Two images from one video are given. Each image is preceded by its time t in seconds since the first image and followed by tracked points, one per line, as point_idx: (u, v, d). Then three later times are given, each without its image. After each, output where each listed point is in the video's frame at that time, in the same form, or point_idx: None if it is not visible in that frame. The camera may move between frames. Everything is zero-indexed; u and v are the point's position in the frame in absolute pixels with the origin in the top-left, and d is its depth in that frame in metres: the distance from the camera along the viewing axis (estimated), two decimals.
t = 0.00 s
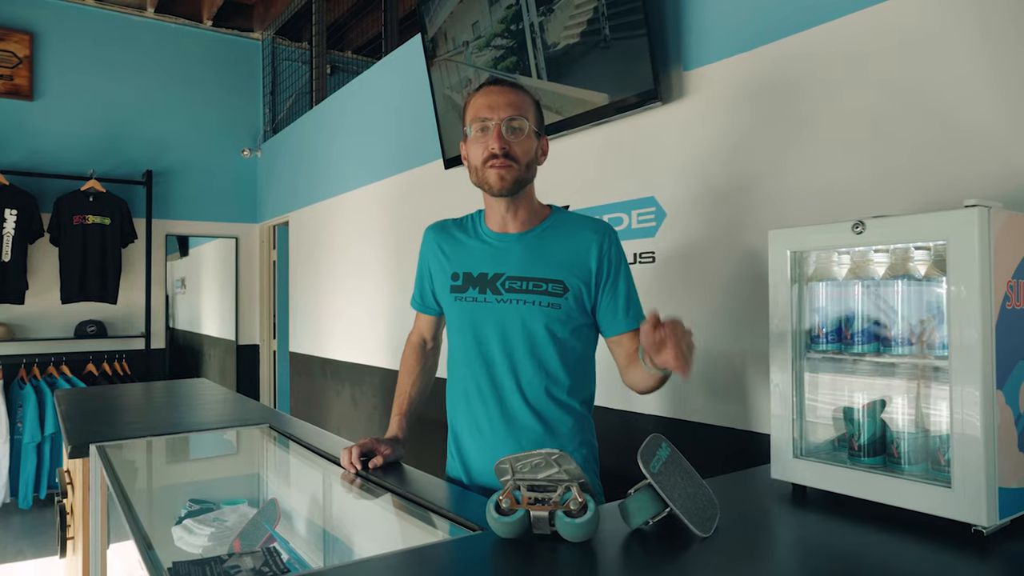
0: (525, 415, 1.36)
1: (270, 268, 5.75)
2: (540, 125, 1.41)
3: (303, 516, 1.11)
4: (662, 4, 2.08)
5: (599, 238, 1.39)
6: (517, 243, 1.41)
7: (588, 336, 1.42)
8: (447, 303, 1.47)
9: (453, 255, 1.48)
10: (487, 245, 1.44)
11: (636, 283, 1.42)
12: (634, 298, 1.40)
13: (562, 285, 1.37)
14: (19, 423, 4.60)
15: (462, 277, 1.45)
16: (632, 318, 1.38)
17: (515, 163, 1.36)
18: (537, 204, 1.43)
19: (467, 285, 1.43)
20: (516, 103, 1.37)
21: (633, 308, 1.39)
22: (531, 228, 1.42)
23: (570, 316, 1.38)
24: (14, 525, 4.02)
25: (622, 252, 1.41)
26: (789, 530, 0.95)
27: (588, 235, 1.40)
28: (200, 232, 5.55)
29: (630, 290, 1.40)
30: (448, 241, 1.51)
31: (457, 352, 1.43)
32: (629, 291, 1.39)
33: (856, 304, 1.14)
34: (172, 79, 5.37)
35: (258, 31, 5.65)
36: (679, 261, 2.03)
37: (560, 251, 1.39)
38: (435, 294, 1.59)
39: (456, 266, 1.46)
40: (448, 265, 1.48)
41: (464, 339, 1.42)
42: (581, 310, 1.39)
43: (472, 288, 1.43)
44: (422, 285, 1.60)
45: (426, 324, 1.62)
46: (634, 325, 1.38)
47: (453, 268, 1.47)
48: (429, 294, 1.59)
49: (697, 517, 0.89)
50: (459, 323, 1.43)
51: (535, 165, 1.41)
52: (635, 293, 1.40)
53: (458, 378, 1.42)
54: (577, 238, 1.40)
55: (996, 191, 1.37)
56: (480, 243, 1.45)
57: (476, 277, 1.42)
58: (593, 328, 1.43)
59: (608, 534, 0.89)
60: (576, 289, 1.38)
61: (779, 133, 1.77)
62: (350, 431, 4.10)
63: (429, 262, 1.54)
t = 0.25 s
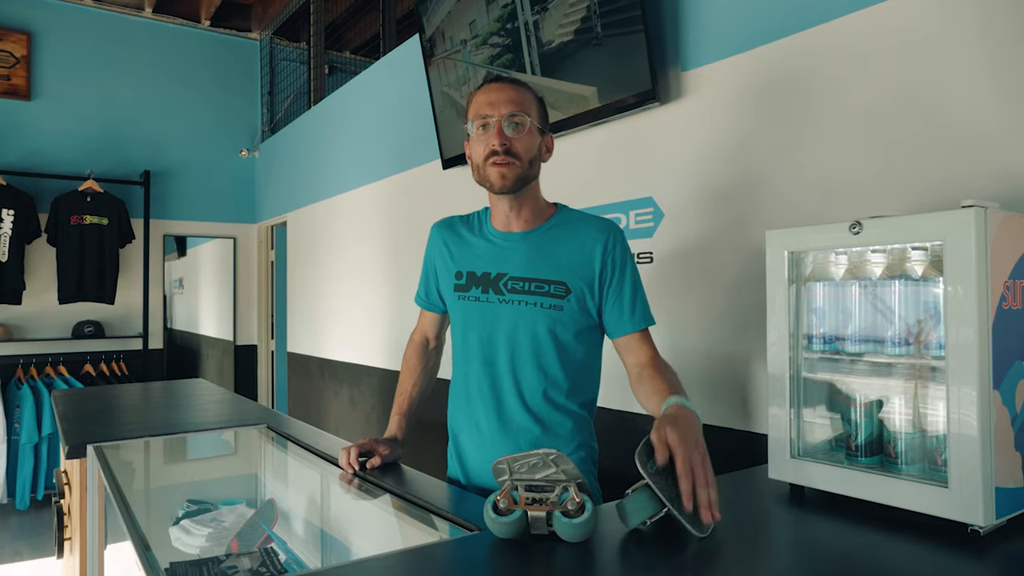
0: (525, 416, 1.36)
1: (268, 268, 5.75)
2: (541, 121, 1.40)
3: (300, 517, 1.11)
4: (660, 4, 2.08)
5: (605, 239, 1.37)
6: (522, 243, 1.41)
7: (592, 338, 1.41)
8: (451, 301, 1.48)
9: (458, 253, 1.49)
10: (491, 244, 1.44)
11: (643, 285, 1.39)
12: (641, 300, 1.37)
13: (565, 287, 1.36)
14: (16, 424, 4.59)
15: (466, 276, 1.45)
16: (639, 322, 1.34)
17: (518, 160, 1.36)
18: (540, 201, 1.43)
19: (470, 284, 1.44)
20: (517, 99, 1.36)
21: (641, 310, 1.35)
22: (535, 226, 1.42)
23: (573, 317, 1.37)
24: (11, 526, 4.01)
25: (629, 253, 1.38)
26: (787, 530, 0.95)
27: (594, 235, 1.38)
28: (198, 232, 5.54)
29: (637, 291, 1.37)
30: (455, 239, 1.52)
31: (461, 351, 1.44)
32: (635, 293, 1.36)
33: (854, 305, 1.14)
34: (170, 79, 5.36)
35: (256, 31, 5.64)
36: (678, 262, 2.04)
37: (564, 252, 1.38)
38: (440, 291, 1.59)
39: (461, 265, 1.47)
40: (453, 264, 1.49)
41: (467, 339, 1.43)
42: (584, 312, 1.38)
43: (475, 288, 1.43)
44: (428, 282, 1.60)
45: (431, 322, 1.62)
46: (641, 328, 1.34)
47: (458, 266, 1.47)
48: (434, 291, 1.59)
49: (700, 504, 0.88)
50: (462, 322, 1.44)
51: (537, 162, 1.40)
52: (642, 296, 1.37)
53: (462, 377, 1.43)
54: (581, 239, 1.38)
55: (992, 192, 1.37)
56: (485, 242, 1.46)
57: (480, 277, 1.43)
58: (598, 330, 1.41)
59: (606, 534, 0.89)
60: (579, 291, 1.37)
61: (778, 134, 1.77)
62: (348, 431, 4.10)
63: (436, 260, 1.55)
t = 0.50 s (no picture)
0: (528, 417, 1.36)
1: (267, 269, 5.75)
2: (541, 121, 1.40)
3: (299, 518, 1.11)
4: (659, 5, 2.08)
5: (607, 239, 1.38)
6: (524, 243, 1.41)
7: (594, 338, 1.41)
8: (452, 302, 1.48)
9: (459, 254, 1.49)
10: (493, 245, 1.44)
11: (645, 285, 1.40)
12: (643, 300, 1.37)
13: (568, 287, 1.36)
14: (14, 425, 4.58)
15: (467, 277, 1.45)
16: (640, 321, 1.35)
17: (517, 162, 1.36)
18: (541, 201, 1.43)
19: (472, 285, 1.43)
20: (516, 100, 1.36)
21: (642, 311, 1.36)
22: (537, 227, 1.42)
23: (576, 318, 1.37)
24: (10, 527, 4.01)
25: (630, 254, 1.39)
26: (786, 531, 0.95)
27: (596, 236, 1.38)
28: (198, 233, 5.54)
29: (638, 291, 1.38)
30: (455, 239, 1.51)
31: (461, 352, 1.44)
32: (637, 294, 1.37)
33: (852, 306, 1.14)
34: (169, 79, 5.36)
35: (255, 32, 5.64)
36: (677, 263, 2.04)
37: (567, 252, 1.38)
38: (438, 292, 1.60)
39: (462, 266, 1.47)
40: (454, 264, 1.48)
41: (469, 340, 1.42)
42: (587, 312, 1.38)
43: (477, 289, 1.43)
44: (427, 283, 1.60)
45: (430, 322, 1.62)
46: (642, 328, 1.36)
47: (459, 267, 1.47)
48: (433, 292, 1.59)
49: (689, 505, 0.89)
50: (463, 323, 1.44)
51: (537, 163, 1.40)
52: (644, 296, 1.38)
53: (463, 378, 1.42)
54: (584, 239, 1.38)
55: (991, 193, 1.37)
56: (486, 242, 1.45)
57: (481, 277, 1.42)
58: (600, 330, 1.42)
59: (605, 535, 0.89)
60: (582, 291, 1.37)
61: (777, 134, 1.77)
62: (347, 432, 4.10)
63: (435, 261, 1.55)
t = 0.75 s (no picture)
0: (528, 417, 1.36)
1: (266, 270, 5.75)
2: (541, 122, 1.40)
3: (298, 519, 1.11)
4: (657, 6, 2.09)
5: (606, 240, 1.39)
6: (523, 243, 1.41)
7: (592, 338, 1.42)
8: (448, 303, 1.47)
9: (455, 254, 1.48)
10: (491, 245, 1.44)
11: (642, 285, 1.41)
12: (642, 300, 1.38)
13: (568, 288, 1.37)
14: (12, 426, 4.58)
15: (464, 278, 1.44)
16: (639, 321, 1.36)
17: (515, 162, 1.36)
18: (539, 202, 1.44)
19: (470, 286, 1.43)
20: (516, 100, 1.36)
21: (641, 310, 1.37)
22: (536, 228, 1.42)
23: (576, 318, 1.37)
24: (8, 528, 4.00)
25: (627, 254, 1.40)
26: (785, 532, 0.95)
27: (594, 237, 1.39)
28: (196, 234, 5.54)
29: (636, 291, 1.39)
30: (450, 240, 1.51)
31: (459, 353, 1.43)
32: (636, 293, 1.38)
33: (851, 307, 1.14)
34: (167, 80, 5.36)
35: (254, 33, 5.64)
36: (676, 264, 2.04)
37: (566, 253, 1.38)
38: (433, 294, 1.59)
39: (459, 266, 1.46)
40: (450, 265, 1.48)
41: (466, 341, 1.42)
42: (586, 312, 1.39)
43: (475, 289, 1.42)
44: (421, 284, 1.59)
45: (424, 323, 1.62)
46: (640, 328, 1.36)
47: (455, 268, 1.46)
48: (427, 293, 1.58)
49: (689, 509, 0.89)
50: (460, 324, 1.43)
51: (536, 163, 1.40)
52: (642, 296, 1.39)
53: (460, 379, 1.42)
54: (583, 240, 1.39)
55: (989, 194, 1.38)
56: (484, 243, 1.45)
57: (480, 278, 1.42)
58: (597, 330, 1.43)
59: (604, 536, 0.89)
60: (582, 291, 1.37)
61: (777, 136, 1.78)
62: (346, 433, 4.10)
63: (430, 262, 1.54)
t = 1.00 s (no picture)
0: (525, 415, 1.36)
1: (265, 270, 5.75)
2: (541, 126, 1.41)
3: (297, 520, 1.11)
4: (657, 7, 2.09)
5: (599, 237, 1.39)
6: (516, 243, 1.41)
7: (588, 336, 1.41)
8: (441, 304, 1.47)
9: (448, 255, 1.48)
10: (484, 246, 1.44)
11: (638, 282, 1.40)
12: (637, 296, 1.38)
13: (562, 286, 1.37)
14: (11, 426, 4.57)
15: (457, 279, 1.44)
16: (636, 318, 1.35)
17: (511, 162, 1.36)
18: (533, 205, 1.44)
19: (463, 287, 1.43)
20: (515, 101, 1.36)
21: (637, 307, 1.36)
22: (529, 228, 1.42)
23: (569, 316, 1.37)
24: (6, 529, 4.00)
25: (622, 250, 1.40)
26: (785, 533, 0.95)
27: (588, 235, 1.39)
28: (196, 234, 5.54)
29: (632, 287, 1.38)
30: (443, 241, 1.51)
31: (453, 354, 1.43)
32: (631, 290, 1.37)
33: (850, 308, 1.14)
34: (167, 81, 5.36)
35: (253, 34, 5.64)
36: (675, 265, 2.04)
37: (559, 251, 1.38)
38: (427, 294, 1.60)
39: (451, 267, 1.46)
40: (443, 266, 1.48)
41: (460, 342, 1.42)
42: (581, 310, 1.39)
43: (468, 290, 1.42)
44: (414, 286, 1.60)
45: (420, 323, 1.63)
46: (639, 324, 1.35)
47: (448, 269, 1.47)
48: (421, 294, 1.59)
49: (691, 514, 0.89)
50: (453, 325, 1.43)
51: (532, 166, 1.40)
52: (637, 292, 1.38)
53: (455, 380, 1.42)
54: (577, 238, 1.39)
55: (989, 196, 1.38)
56: (477, 243, 1.45)
57: (473, 278, 1.42)
58: (593, 327, 1.42)
59: (604, 537, 0.89)
60: (576, 290, 1.37)
61: (776, 137, 1.78)
62: (345, 433, 4.10)
63: (423, 264, 1.54)
